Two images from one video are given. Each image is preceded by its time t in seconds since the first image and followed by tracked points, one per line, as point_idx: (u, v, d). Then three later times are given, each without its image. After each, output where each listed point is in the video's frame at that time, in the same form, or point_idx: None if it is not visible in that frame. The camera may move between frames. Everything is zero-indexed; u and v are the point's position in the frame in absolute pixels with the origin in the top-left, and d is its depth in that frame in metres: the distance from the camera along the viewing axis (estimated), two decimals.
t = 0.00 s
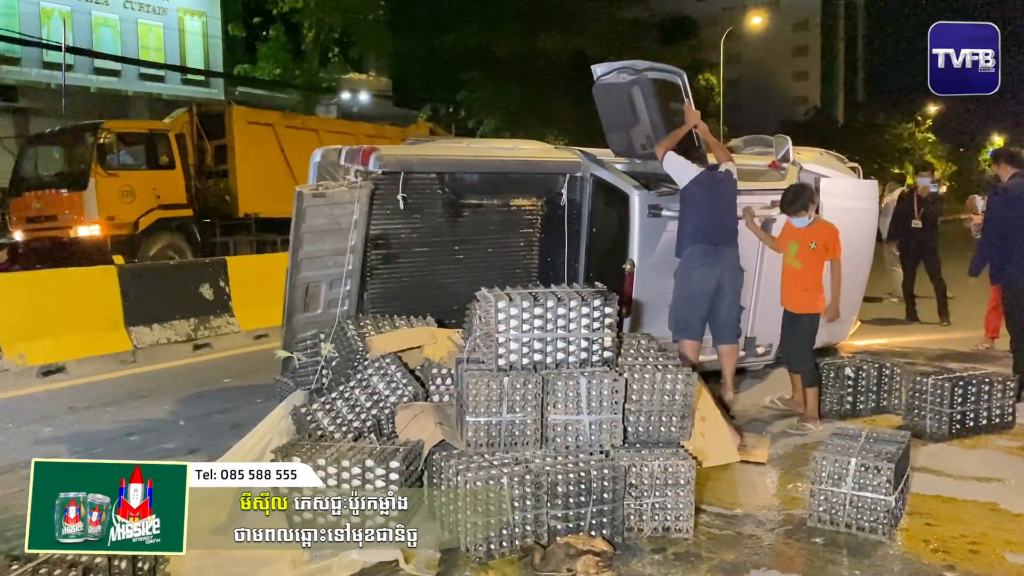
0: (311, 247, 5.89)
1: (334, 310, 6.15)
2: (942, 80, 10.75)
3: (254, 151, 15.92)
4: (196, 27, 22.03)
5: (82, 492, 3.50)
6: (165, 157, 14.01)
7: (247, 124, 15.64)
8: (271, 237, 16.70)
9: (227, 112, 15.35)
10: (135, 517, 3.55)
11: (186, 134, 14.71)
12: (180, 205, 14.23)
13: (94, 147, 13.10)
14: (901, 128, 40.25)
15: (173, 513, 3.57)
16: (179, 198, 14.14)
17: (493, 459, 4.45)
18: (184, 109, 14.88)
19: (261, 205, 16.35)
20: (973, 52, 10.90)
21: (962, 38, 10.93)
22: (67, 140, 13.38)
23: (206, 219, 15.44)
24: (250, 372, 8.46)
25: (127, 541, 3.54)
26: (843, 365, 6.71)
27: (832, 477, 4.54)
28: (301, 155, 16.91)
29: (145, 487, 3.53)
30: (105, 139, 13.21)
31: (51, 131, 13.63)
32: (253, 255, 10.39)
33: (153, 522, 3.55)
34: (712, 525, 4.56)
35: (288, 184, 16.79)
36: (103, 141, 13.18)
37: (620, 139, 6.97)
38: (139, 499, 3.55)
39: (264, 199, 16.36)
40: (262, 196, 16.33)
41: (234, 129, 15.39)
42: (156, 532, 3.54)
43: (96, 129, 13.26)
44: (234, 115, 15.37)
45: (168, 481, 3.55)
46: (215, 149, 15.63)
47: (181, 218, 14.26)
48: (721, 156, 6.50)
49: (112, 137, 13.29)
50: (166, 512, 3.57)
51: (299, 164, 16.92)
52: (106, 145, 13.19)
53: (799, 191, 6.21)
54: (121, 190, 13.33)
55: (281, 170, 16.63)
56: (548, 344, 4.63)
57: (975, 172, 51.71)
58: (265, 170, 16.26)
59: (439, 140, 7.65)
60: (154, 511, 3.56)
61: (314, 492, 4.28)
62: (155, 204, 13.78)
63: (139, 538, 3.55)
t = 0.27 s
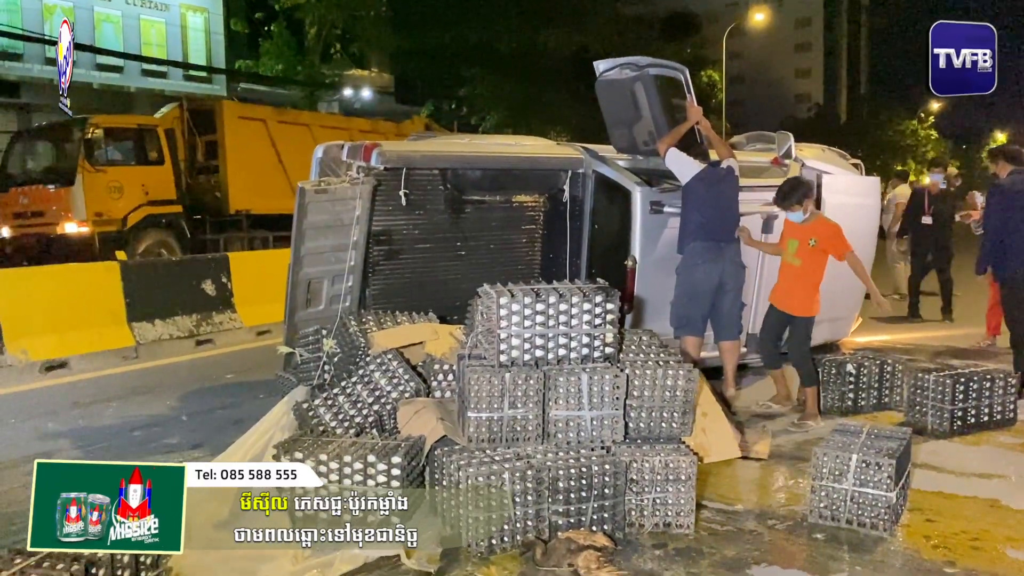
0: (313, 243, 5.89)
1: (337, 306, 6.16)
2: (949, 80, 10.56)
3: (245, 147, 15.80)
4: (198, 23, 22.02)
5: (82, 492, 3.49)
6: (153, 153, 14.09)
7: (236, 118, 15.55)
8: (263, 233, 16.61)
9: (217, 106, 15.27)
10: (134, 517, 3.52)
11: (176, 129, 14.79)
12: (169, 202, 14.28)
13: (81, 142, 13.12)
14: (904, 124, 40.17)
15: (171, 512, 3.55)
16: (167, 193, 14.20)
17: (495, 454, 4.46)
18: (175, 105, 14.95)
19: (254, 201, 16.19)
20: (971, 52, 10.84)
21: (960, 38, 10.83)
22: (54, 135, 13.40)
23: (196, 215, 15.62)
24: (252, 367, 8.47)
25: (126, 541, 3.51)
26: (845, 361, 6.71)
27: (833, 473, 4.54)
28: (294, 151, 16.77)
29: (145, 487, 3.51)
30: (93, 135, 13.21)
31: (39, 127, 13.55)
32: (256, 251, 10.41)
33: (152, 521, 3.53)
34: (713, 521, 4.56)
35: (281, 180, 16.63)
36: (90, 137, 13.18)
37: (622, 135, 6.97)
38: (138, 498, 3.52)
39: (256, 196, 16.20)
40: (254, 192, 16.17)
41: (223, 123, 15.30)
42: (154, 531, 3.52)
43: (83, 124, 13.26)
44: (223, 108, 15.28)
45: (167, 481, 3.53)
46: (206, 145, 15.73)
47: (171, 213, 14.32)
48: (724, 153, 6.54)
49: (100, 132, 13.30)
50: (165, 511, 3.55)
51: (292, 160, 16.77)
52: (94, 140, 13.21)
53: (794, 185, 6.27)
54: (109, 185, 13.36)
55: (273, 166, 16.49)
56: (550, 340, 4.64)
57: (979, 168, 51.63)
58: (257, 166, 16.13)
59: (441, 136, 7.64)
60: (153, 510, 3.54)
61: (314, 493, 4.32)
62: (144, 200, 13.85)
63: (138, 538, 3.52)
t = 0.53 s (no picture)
0: (314, 237, 5.93)
1: (337, 300, 6.22)
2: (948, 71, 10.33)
3: (235, 142, 15.72)
4: (198, 19, 22.07)
5: (320, 493, 3.58)
6: (141, 148, 14.02)
7: (226, 114, 15.41)
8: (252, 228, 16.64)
9: (207, 102, 15.15)
10: (370, 517, 3.59)
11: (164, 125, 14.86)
12: (158, 197, 14.23)
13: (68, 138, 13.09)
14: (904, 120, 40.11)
15: (403, 510, 3.61)
16: (155, 188, 14.13)
17: (494, 447, 4.50)
18: (164, 98, 14.98)
19: (244, 197, 16.16)
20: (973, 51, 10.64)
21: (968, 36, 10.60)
22: (41, 130, 13.38)
23: (186, 211, 15.59)
24: (253, 362, 8.51)
25: (365, 539, 3.59)
26: (842, 355, 6.74)
27: (830, 465, 4.58)
28: (284, 146, 16.78)
29: (378, 487, 3.57)
30: (80, 130, 13.16)
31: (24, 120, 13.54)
32: (257, 247, 10.44)
33: (387, 520, 3.60)
34: (711, 513, 4.60)
35: (272, 176, 16.64)
36: (77, 132, 13.14)
37: (621, 130, 6.97)
38: (373, 498, 3.59)
39: (246, 191, 16.16)
40: (245, 187, 16.12)
41: (213, 119, 15.18)
42: (390, 529, 3.59)
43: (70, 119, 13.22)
44: (213, 104, 15.16)
45: (400, 480, 3.58)
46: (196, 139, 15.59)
47: (159, 209, 14.28)
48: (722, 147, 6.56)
49: (88, 127, 13.24)
50: (398, 509, 3.61)
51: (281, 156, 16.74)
52: (82, 135, 13.16)
53: (777, 180, 6.22)
54: (96, 181, 13.34)
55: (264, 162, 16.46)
56: (549, 334, 4.67)
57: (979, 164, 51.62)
58: (247, 161, 16.08)
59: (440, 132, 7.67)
60: (387, 510, 3.60)
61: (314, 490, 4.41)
62: (132, 195, 13.81)
63: (375, 536, 3.60)
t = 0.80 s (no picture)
0: (315, 230, 5.94)
1: (339, 293, 6.24)
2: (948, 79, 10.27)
3: (225, 136, 15.60)
4: (196, 13, 21.94)
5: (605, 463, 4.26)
6: (129, 141, 13.80)
7: (216, 105, 15.33)
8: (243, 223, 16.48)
9: (197, 95, 15.06)
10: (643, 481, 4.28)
11: (152, 118, 14.95)
12: (146, 191, 14.04)
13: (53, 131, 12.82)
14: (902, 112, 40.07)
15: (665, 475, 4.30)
16: (143, 183, 13.94)
17: (495, 437, 4.56)
18: (152, 92, 15.01)
19: (234, 191, 16.00)
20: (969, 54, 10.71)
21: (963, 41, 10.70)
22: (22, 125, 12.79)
23: (174, 205, 15.48)
24: (255, 355, 8.56)
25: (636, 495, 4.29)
26: (840, 346, 6.79)
27: (827, 454, 4.62)
28: (274, 139, 16.61)
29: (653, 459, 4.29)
30: (64, 123, 12.93)
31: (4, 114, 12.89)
32: (258, 240, 10.49)
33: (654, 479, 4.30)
34: (709, 502, 4.66)
35: (263, 171, 16.48)
36: (62, 125, 12.92)
37: (620, 124, 7.02)
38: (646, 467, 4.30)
39: (236, 186, 16.02)
40: (235, 181, 15.99)
41: (203, 112, 15.10)
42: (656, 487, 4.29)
43: (54, 113, 12.96)
44: (203, 97, 15.09)
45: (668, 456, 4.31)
46: (185, 133, 15.52)
47: (147, 203, 14.07)
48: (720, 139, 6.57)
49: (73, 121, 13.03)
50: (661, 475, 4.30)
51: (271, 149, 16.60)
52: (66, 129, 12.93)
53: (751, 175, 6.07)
54: (82, 175, 13.09)
55: (255, 156, 16.34)
56: (549, 325, 4.72)
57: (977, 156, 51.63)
58: (237, 155, 15.96)
59: (440, 125, 7.70)
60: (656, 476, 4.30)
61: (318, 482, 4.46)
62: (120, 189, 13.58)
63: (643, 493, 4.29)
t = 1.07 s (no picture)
0: (321, 223, 6.02)
1: (344, 285, 6.33)
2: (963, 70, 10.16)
3: (217, 129, 15.48)
4: (195, 6, 21.84)
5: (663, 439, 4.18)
6: (119, 135, 13.68)
7: (207, 98, 15.23)
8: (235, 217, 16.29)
9: (186, 86, 14.96)
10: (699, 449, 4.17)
11: (143, 111, 14.56)
12: (137, 185, 13.87)
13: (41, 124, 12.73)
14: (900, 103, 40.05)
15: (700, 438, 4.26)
16: (134, 177, 13.79)
17: (501, 424, 4.65)
18: (144, 85, 14.71)
19: (226, 184, 15.84)
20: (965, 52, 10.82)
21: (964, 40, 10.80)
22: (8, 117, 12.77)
23: (166, 199, 15.31)
24: (261, 347, 8.64)
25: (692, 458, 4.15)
26: (839, 336, 6.88)
27: (827, 440, 4.71)
28: (266, 133, 16.49)
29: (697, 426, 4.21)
30: (53, 117, 12.80)
31: None
32: (261, 233, 10.56)
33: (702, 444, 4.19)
34: (711, 488, 4.74)
35: (253, 164, 16.30)
36: (51, 119, 12.78)
37: (621, 116, 7.07)
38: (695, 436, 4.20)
39: (228, 178, 15.85)
40: (227, 174, 15.83)
41: (193, 104, 15.00)
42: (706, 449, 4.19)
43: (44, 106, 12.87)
44: (194, 89, 15.00)
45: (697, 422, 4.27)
46: (177, 126, 15.30)
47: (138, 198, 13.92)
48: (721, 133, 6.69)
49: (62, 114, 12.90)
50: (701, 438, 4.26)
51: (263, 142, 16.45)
52: (55, 122, 12.82)
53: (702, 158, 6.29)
54: (71, 169, 12.99)
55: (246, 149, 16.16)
56: (554, 315, 4.79)
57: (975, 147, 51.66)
58: (229, 148, 15.81)
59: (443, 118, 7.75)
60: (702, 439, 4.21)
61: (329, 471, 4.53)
62: (111, 183, 13.44)
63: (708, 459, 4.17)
